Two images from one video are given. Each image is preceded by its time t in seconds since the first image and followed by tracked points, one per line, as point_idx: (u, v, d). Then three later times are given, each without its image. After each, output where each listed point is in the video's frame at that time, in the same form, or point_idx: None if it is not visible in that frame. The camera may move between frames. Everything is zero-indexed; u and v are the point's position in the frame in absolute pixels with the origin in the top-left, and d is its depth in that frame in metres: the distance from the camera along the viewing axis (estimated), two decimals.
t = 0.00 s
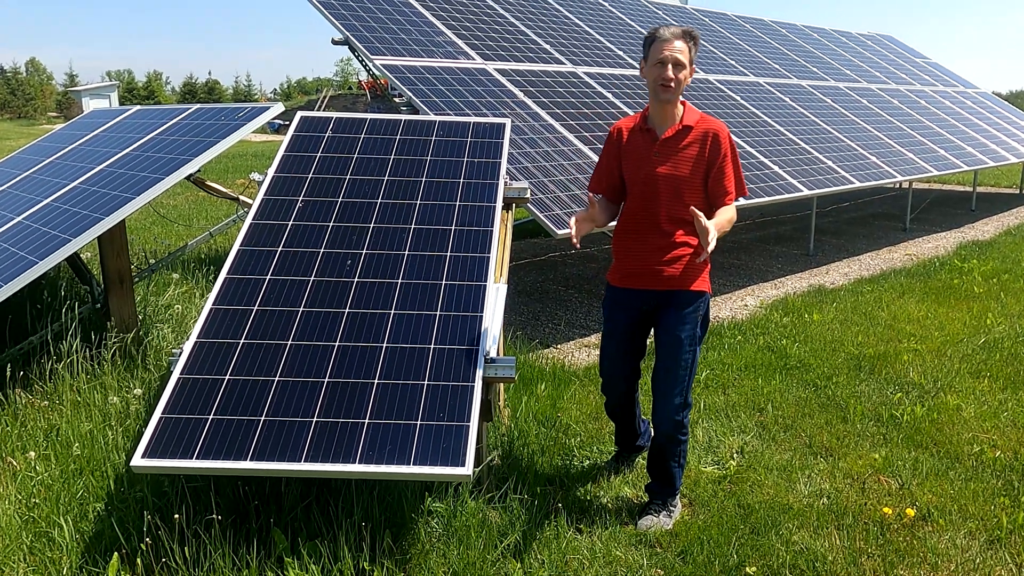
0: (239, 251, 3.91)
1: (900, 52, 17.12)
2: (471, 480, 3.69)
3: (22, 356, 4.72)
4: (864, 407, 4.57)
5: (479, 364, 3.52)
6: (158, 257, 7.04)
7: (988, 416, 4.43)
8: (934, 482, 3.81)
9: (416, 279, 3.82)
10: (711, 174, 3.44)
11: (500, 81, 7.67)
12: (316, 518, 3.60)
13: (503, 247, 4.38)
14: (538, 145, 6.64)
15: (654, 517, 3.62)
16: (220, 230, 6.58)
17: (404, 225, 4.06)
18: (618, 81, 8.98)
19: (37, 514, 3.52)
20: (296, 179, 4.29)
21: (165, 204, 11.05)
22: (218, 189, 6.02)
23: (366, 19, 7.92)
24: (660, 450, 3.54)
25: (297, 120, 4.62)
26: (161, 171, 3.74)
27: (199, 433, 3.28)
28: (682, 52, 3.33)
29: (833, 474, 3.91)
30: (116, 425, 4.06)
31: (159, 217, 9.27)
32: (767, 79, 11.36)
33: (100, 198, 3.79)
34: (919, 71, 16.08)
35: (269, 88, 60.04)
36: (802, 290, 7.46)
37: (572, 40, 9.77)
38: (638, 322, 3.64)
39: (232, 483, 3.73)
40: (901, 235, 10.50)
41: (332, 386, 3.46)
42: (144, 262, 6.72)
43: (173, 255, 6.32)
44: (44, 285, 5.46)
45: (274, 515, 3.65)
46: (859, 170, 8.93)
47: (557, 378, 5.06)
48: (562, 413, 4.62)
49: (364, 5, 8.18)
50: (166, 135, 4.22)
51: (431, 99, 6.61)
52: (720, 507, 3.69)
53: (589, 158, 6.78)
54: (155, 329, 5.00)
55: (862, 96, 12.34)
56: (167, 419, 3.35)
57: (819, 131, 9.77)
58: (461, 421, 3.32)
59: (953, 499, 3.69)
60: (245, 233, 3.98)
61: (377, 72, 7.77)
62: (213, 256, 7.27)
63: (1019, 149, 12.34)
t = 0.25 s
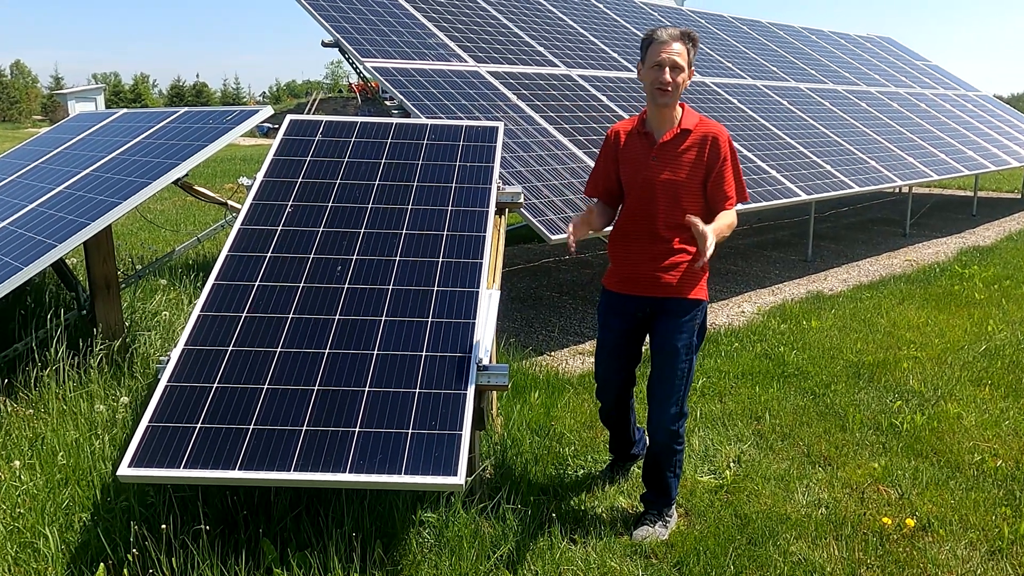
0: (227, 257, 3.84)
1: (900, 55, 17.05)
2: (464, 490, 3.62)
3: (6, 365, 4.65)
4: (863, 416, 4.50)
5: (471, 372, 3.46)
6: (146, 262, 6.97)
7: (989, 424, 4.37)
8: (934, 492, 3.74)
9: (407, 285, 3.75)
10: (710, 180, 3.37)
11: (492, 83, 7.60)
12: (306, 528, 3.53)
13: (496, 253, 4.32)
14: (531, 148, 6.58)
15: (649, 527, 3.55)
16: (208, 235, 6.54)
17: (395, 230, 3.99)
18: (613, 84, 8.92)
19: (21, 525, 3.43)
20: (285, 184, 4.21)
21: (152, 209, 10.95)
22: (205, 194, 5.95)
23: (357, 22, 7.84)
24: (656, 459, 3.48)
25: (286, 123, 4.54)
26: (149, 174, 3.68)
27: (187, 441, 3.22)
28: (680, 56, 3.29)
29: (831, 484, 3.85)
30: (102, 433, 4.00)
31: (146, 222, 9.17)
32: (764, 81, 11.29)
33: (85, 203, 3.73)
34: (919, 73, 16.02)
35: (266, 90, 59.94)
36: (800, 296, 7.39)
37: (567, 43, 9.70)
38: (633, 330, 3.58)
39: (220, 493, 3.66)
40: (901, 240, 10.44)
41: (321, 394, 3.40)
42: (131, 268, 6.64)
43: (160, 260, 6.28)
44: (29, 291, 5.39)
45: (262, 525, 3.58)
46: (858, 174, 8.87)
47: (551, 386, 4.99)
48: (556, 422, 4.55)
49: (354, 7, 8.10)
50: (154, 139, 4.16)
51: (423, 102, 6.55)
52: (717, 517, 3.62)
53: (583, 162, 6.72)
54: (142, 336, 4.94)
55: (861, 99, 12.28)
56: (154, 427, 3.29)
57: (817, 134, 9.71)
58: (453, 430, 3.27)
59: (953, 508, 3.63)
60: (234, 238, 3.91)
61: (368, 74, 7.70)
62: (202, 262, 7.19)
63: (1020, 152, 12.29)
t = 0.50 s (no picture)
0: (214, 263, 3.76)
1: (899, 57, 16.98)
2: (456, 499, 3.56)
3: None
4: (862, 424, 4.44)
5: (463, 380, 3.40)
6: (132, 268, 6.89)
7: (990, 433, 4.31)
8: (934, 502, 3.68)
9: (398, 292, 3.69)
10: (709, 185, 3.28)
11: (485, 86, 7.53)
12: (295, 539, 3.47)
13: (489, 259, 4.26)
14: (524, 152, 6.51)
15: (645, 538, 3.48)
16: (195, 241, 6.53)
17: (386, 235, 3.92)
18: (608, 87, 8.86)
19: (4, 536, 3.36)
20: (273, 188, 4.13)
21: (138, 214, 10.84)
22: (192, 199, 5.89)
23: (347, 23, 7.75)
24: (651, 470, 3.41)
25: (275, 127, 4.46)
26: (136, 179, 3.62)
27: (175, 450, 3.16)
28: (675, 57, 3.20)
29: (830, 494, 3.78)
30: (88, 442, 3.93)
31: (132, 227, 9.08)
32: (761, 84, 11.21)
33: (71, 208, 3.66)
34: (919, 76, 15.96)
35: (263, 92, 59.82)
36: (798, 303, 7.33)
37: (561, 45, 9.62)
38: (629, 336, 3.52)
39: (208, 503, 3.60)
40: (900, 246, 10.38)
41: (311, 402, 3.33)
42: (117, 275, 6.56)
43: (146, 266, 6.32)
44: (13, 297, 5.32)
45: (251, 535, 3.52)
46: (856, 179, 8.81)
47: (545, 394, 4.91)
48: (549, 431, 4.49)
49: (344, 8, 7.98)
50: (141, 143, 4.10)
51: (414, 105, 6.48)
52: (713, 527, 3.55)
53: (577, 166, 6.65)
54: (128, 343, 4.87)
55: (860, 102, 12.22)
56: (141, 436, 3.23)
57: (815, 137, 9.65)
58: (444, 439, 3.21)
59: (954, 519, 3.57)
60: (222, 244, 3.84)
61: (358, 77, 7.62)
62: (190, 268, 7.11)
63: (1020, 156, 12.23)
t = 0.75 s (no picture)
0: (201, 270, 3.69)
1: (900, 60, 16.90)
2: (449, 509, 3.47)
3: None
4: (861, 433, 4.38)
5: (454, 388, 3.34)
6: (119, 274, 6.80)
7: (991, 442, 4.25)
8: (935, 513, 3.62)
9: (389, 298, 3.62)
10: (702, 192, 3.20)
11: (478, 89, 7.47)
12: (284, 551, 3.39)
13: (481, 265, 4.19)
14: (517, 157, 6.45)
15: (641, 548, 3.39)
16: (182, 247, 6.48)
17: (376, 240, 3.85)
18: (602, 90, 8.80)
19: None
20: (261, 193, 4.06)
21: (124, 219, 10.73)
22: (180, 204, 5.81)
23: (338, 26, 7.68)
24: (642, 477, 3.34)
25: (263, 131, 4.38)
26: (123, 184, 3.56)
27: (161, 459, 3.10)
28: (671, 60, 3.12)
29: (828, 505, 3.72)
30: (73, 452, 3.87)
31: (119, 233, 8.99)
32: (758, 87, 11.15)
33: (56, 213, 3.60)
34: (919, 79, 15.89)
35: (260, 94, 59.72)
36: (796, 309, 7.26)
37: (556, 48, 9.55)
38: (620, 339, 3.49)
39: (195, 513, 3.53)
40: (899, 251, 10.31)
41: (301, 411, 3.27)
42: (103, 281, 6.48)
43: (133, 273, 6.22)
44: None
45: (239, 546, 3.45)
46: (855, 184, 8.75)
47: (538, 403, 4.83)
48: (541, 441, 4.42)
49: (334, 10, 7.92)
50: (128, 147, 4.04)
51: (405, 108, 6.42)
52: (709, 538, 3.48)
53: (571, 170, 6.59)
54: (114, 350, 4.81)
55: (858, 105, 12.16)
56: (127, 445, 3.17)
57: (813, 141, 9.60)
58: (436, 448, 3.15)
59: (954, 530, 3.50)
60: (210, 249, 3.77)
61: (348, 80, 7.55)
62: (178, 273, 7.02)
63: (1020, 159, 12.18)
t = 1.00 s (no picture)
0: (188, 276, 3.61)
1: (899, 62, 16.85)
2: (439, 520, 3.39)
3: None
4: (860, 442, 4.31)
5: (446, 397, 3.29)
6: (104, 281, 6.72)
7: (993, 452, 4.19)
8: (935, 523, 3.56)
9: (380, 305, 3.56)
10: (688, 197, 3.15)
11: (470, 93, 7.40)
12: (272, 562, 3.33)
13: (473, 272, 4.13)
14: (510, 161, 6.39)
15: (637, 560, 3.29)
16: (168, 253, 6.33)
17: (367, 246, 3.78)
18: (597, 93, 8.74)
19: None
20: (249, 198, 3.97)
21: (108, 226, 10.64)
22: (168, 210, 5.75)
23: (328, 28, 7.61)
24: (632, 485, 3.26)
25: (252, 134, 4.30)
26: (108, 189, 3.50)
27: (147, 469, 3.04)
28: (660, 59, 3.07)
29: (827, 515, 3.65)
30: (58, 462, 3.82)
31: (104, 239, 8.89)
32: (755, 90, 11.08)
33: (41, 218, 3.53)
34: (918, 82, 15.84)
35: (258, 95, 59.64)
36: (793, 317, 7.20)
37: (551, 50, 9.49)
38: (602, 343, 3.43)
39: (182, 523, 3.46)
40: (899, 257, 10.25)
41: (290, 419, 3.22)
42: (88, 289, 6.40)
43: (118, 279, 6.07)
44: None
45: (226, 558, 3.38)
46: (854, 188, 8.68)
47: (531, 412, 4.67)
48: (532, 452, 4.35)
49: (323, 12, 7.86)
50: (114, 151, 3.99)
51: (395, 112, 6.35)
52: (705, 549, 3.41)
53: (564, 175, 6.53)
54: (99, 358, 4.76)
55: (857, 107, 12.11)
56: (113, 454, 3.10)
57: (810, 144, 9.54)
58: (427, 457, 3.10)
59: (955, 541, 3.44)
60: (197, 255, 3.70)
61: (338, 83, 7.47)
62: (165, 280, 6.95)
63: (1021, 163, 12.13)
